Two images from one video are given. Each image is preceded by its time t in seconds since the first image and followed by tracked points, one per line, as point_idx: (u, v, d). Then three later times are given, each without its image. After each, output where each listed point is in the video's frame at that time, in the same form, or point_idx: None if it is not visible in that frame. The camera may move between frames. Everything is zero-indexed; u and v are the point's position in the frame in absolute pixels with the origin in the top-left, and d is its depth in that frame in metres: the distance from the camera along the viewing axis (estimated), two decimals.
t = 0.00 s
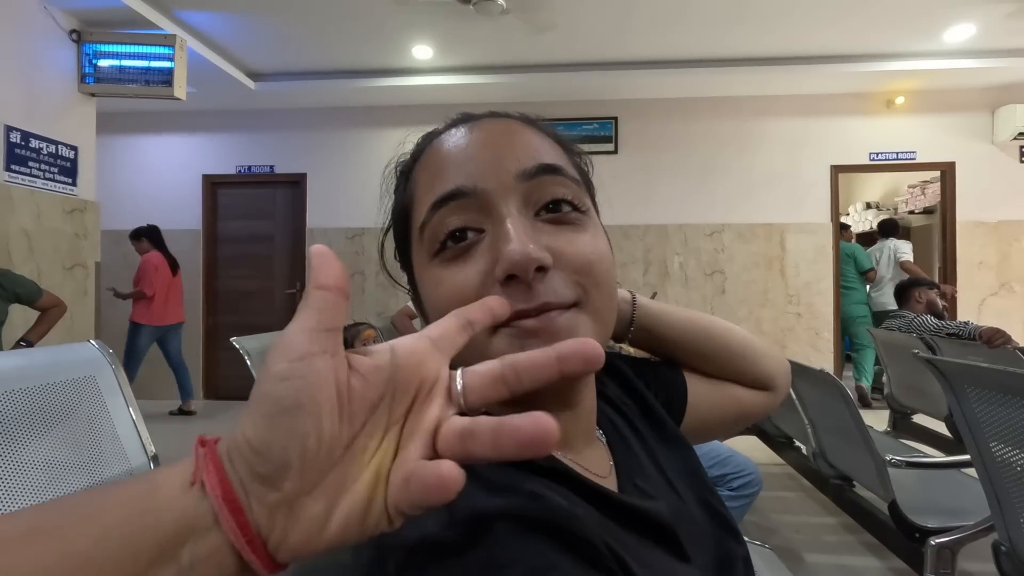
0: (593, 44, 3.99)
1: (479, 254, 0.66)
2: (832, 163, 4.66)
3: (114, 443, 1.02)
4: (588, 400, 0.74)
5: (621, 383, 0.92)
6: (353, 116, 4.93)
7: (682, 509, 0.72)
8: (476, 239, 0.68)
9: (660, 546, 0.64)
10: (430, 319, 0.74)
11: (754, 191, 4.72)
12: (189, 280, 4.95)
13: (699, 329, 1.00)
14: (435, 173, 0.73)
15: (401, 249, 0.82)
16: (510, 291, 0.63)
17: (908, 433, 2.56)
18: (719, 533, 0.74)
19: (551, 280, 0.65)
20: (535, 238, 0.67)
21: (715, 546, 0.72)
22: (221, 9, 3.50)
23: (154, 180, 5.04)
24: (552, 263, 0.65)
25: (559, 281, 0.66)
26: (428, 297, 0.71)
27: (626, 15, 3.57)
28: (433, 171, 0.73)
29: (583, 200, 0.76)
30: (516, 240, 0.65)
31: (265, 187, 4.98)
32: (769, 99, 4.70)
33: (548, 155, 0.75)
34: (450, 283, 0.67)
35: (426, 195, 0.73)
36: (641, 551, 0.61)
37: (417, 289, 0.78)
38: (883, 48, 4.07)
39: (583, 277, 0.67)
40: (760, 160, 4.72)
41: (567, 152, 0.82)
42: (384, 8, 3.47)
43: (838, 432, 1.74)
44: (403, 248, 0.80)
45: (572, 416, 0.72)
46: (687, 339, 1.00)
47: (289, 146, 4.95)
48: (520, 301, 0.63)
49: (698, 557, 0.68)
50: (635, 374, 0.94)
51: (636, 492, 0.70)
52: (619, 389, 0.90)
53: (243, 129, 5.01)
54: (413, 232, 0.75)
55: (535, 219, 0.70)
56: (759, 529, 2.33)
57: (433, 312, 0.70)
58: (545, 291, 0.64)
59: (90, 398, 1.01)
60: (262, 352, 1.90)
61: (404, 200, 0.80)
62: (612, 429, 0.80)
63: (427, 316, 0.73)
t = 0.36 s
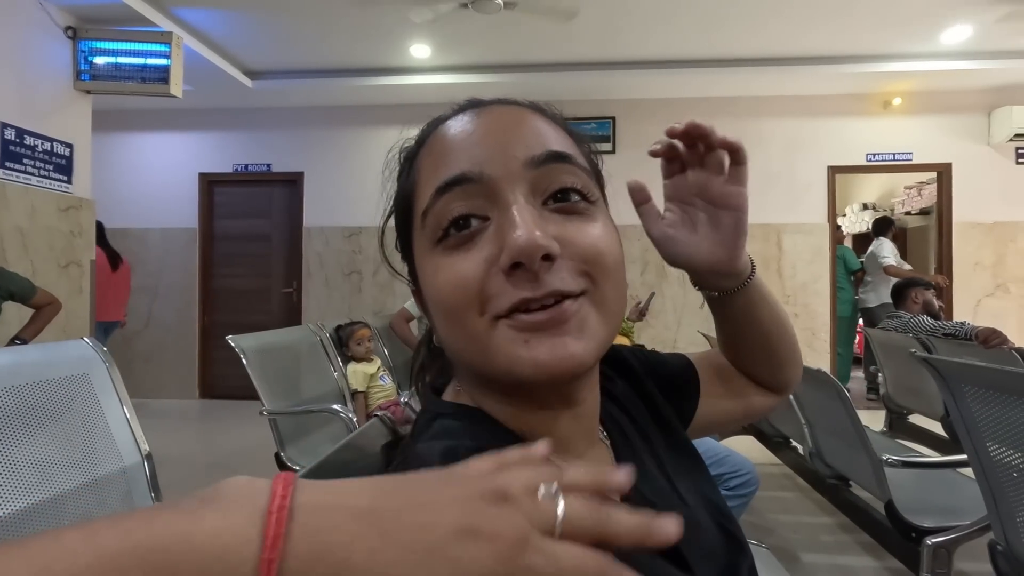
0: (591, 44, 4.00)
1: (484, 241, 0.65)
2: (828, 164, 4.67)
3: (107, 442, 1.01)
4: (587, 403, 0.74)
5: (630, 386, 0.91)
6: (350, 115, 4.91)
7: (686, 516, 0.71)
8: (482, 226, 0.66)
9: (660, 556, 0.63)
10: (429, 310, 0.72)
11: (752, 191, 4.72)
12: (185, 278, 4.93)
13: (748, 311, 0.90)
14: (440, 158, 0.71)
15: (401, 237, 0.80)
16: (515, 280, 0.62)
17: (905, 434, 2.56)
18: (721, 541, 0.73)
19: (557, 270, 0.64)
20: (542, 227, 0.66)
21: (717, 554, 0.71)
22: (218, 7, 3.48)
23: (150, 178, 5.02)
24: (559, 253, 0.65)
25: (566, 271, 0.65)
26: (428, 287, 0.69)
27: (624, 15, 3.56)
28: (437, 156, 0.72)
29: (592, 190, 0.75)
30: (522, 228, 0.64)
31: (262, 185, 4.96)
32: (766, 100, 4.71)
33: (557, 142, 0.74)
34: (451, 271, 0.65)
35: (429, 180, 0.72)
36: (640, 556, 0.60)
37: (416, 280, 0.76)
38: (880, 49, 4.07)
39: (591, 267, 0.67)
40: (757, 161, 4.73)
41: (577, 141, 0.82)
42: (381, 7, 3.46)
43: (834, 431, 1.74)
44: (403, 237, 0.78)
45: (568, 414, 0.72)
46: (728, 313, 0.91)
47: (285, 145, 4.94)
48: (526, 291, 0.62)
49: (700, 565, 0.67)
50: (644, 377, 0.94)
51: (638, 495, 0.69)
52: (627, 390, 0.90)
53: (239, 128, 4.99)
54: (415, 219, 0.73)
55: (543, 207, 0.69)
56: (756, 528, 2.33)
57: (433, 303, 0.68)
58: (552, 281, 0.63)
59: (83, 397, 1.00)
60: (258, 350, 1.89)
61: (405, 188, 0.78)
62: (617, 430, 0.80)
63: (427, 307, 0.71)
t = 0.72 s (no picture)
0: (589, 46, 4.01)
1: (526, 244, 0.66)
2: (826, 166, 4.69)
3: (106, 441, 1.01)
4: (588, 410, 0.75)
5: (625, 382, 0.92)
6: (348, 115, 4.92)
7: (680, 514, 0.72)
8: (524, 229, 0.67)
9: (655, 553, 0.64)
10: (451, 304, 0.72)
11: (750, 193, 4.73)
12: (182, 277, 4.93)
13: (731, 262, 0.95)
14: (488, 151, 0.71)
15: (427, 226, 0.78)
16: (554, 289, 0.63)
17: (900, 435, 2.58)
18: (716, 536, 0.74)
19: (597, 287, 0.66)
20: (586, 241, 0.67)
21: (712, 550, 0.72)
22: (217, 6, 3.49)
23: (148, 177, 5.01)
24: (601, 269, 0.66)
25: (604, 289, 0.66)
26: (455, 281, 0.69)
27: (622, 17, 3.58)
28: (485, 149, 0.71)
29: (632, 207, 0.76)
30: (568, 239, 0.65)
31: (260, 185, 4.96)
32: (764, 102, 4.73)
33: (605, 155, 0.75)
34: (487, 269, 0.65)
35: (471, 173, 0.71)
36: (633, 557, 0.61)
37: (439, 269, 0.77)
38: (877, 52, 4.10)
39: (627, 287, 0.68)
40: (755, 163, 4.74)
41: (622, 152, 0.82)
42: (380, 7, 3.47)
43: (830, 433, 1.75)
44: (430, 226, 0.78)
45: (570, 423, 0.73)
46: (711, 267, 0.95)
47: (284, 144, 4.94)
48: (563, 302, 0.63)
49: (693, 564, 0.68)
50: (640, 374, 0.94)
51: (632, 492, 0.70)
52: (621, 388, 0.90)
53: (238, 127, 4.99)
54: (451, 209, 0.72)
55: (586, 218, 0.70)
56: (751, 529, 2.34)
57: (459, 297, 0.68)
58: (590, 295, 0.65)
59: (82, 396, 1.00)
60: (257, 350, 1.90)
61: (438, 175, 0.77)
62: (610, 432, 0.81)
63: (451, 302, 0.71)
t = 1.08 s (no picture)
0: (588, 47, 4.02)
1: (513, 254, 0.66)
2: (824, 167, 4.71)
3: (104, 441, 1.02)
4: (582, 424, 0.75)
5: (625, 389, 0.92)
6: (348, 114, 4.92)
7: (678, 526, 0.72)
8: (512, 238, 0.67)
9: (650, 568, 0.64)
10: (438, 315, 0.72)
11: (748, 194, 4.74)
12: (181, 276, 4.92)
13: (708, 276, 0.98)
14: (474, 156, 0.71)
15: (413, 232, 0.79)
16: (545, 301, 0.64)
17: (896, 436, 2.59)
18: (713, 547, 0.75)
19: (589, 297, 0.66)
20: (576, 248, 0.67)
21: (709, 565, 0.72)
22: (217, 6, 3.49)
23: (147, 176, 5.01)
24: (592, 279, 0.66)
25: (597, 299, 0.67)
26: (442, 291, 0.69)
27: (622, 18, 3.58)
28: (470, 154, 0.71)
29: (625, 210, 0.77)
30: (557, 248, 0.65)
31: (259, 184, 4.96)
32: (762, 104, 4.74)
33: (595, 157, 0.75)
34: (474, 280, 0.65)
35: (457, 179, 0.71)
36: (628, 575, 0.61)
37: (425, 277, 0.77)
38: (876, 54, 4.11)
39: (619, 295, 0.69)
40: (754, 164, 4.75)
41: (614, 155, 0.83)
42: (380, 7, 3.47)
43: (827, 435, 1.76)
44: (416, 233, 0.78)
45: (564, 436, 0.73)
46: (689, 282, 0.99)
47: (283, 144, 4.94)
48: (553, 312, 0.64)
49: None
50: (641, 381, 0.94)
51: (631, 506, 0.70)
52: (622, 397, 0.90)
53: (237, 126, 4.99)
54: (436, 216, 0.73)
55: (576, 224, 0.70)
56: (748, 530, 2.35)
57: (445, 308, 0.68)
58: (579, 304, 0.65)
59: (81, 396, 1.01)
60: (256, 350, 1.90)
61: (424, 179, 0.77)
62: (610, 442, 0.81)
63: (437, 313, 0.71)
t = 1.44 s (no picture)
0: (588, 46, 4.03)
1: (513, 246, 0.66)
2: (822, 168, 4.72)
3: (103, 438, 1.02)
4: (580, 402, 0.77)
5: (612, 383, 0.93)
6: (347, 113, 4.91)
7: (669, 509, 0.73)
8: (510, 232, 0.67)
9: (647, 544, 0.65)
10: (444, 303, 0.73)
11: (747, 193, 4.75)
12: (179, 275, 4.92)
13: (674, 328, 1.00)
14: (477, 156, 0.71)
15: (420, 230, 0.79)
16: (541, 285, 0.64)
17: (894, 436, 2.60)
18: (701, 535, 0.75)
19: (581, 280, 0.67)
20: (571, 239, 0.68)
21: (703, 550, 0.73)
22: (217, 4, 3.49)
23: (145, 174, 5.00)
24: (585, 264, 0.67)
25: (588, 283, 0.68)
26: (446, 281, 0.70)
27: (622, 18, 3.59)
28: (474, 154, 0.72)
29: (614, 208, 0.78)
30: (552, 238, 0.66)
31: (258, 182, 4.96)
32: (762, 104, 4.75)
33: (588, 159, 0.76)
34: (477, 269, 0.65)
35: (461, 180, 0.72)
36: (632, 550, 0.62)
37: (433, 272, 0.77)
38: (874, 55, 4.12)
39: (609, 279, 0.70)
40: (752, 164, 4.76)
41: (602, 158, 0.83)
42: (379, 6, 3.47)
43: (824, 434, 1.76)
44: (423, 230, 0.78)
45: (561, 415, 0.75)
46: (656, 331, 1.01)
47: (282, 142, 4.93)
48: (549, 297, 0.64)
49: (686, 558, 0.69)
50: (629, 378, 0.95)
51: (625, 489, 0.71)
52: (610, 391, 0.91)
53: (236, 124, 4.98)
54: (442, 215, 0.73)
55: (570, 219, 0.71)
56: (746, 529, 2.36)
57: (450, 296, 0.69)
58: (572, 289, 0.66)
59: (79, 393, 1.01)
60: (254, 348, 1.90)
61: (430, 180, 0.78)
62: (602, 429, 0.82)
63: (443, 303, 0.72)
